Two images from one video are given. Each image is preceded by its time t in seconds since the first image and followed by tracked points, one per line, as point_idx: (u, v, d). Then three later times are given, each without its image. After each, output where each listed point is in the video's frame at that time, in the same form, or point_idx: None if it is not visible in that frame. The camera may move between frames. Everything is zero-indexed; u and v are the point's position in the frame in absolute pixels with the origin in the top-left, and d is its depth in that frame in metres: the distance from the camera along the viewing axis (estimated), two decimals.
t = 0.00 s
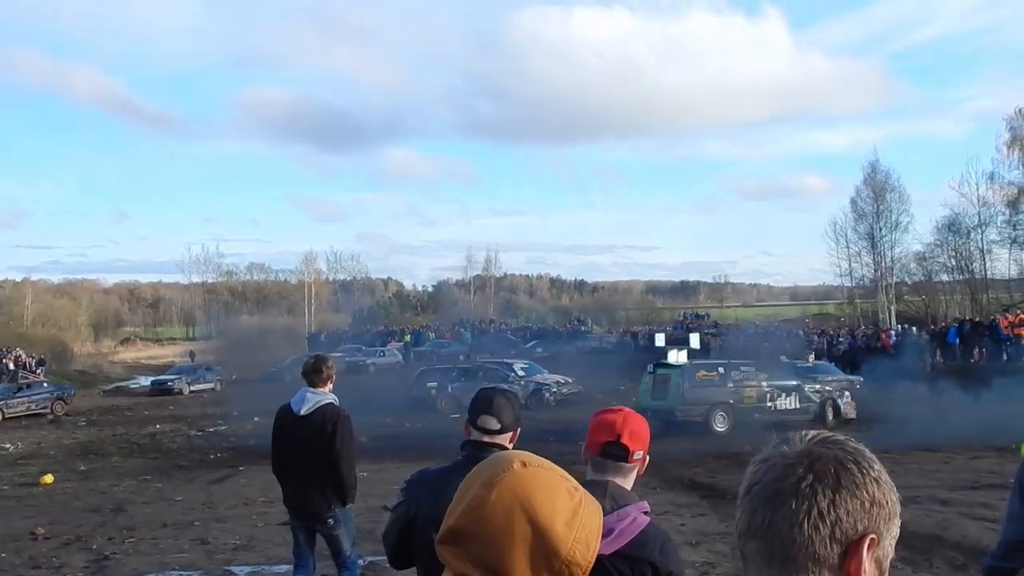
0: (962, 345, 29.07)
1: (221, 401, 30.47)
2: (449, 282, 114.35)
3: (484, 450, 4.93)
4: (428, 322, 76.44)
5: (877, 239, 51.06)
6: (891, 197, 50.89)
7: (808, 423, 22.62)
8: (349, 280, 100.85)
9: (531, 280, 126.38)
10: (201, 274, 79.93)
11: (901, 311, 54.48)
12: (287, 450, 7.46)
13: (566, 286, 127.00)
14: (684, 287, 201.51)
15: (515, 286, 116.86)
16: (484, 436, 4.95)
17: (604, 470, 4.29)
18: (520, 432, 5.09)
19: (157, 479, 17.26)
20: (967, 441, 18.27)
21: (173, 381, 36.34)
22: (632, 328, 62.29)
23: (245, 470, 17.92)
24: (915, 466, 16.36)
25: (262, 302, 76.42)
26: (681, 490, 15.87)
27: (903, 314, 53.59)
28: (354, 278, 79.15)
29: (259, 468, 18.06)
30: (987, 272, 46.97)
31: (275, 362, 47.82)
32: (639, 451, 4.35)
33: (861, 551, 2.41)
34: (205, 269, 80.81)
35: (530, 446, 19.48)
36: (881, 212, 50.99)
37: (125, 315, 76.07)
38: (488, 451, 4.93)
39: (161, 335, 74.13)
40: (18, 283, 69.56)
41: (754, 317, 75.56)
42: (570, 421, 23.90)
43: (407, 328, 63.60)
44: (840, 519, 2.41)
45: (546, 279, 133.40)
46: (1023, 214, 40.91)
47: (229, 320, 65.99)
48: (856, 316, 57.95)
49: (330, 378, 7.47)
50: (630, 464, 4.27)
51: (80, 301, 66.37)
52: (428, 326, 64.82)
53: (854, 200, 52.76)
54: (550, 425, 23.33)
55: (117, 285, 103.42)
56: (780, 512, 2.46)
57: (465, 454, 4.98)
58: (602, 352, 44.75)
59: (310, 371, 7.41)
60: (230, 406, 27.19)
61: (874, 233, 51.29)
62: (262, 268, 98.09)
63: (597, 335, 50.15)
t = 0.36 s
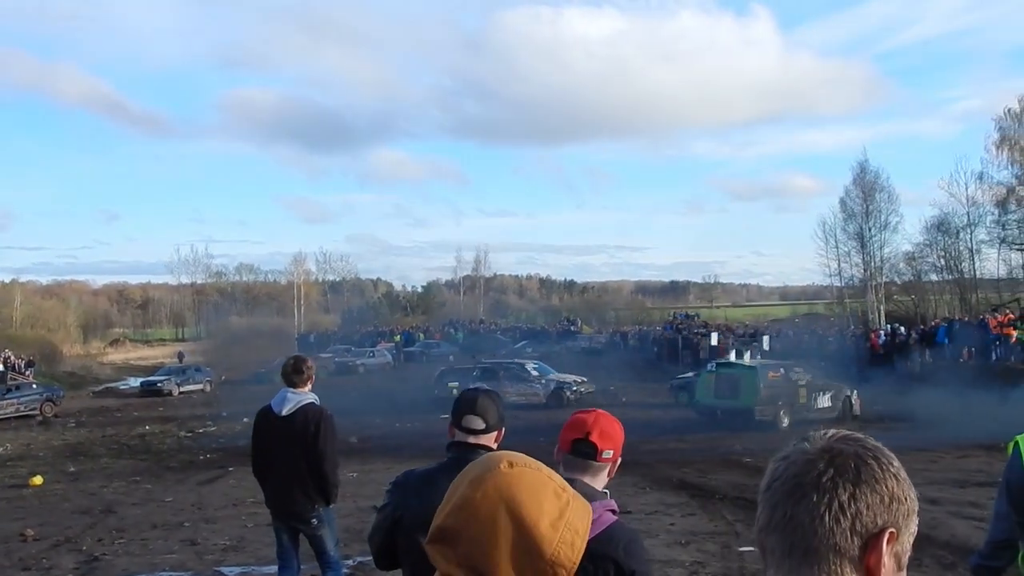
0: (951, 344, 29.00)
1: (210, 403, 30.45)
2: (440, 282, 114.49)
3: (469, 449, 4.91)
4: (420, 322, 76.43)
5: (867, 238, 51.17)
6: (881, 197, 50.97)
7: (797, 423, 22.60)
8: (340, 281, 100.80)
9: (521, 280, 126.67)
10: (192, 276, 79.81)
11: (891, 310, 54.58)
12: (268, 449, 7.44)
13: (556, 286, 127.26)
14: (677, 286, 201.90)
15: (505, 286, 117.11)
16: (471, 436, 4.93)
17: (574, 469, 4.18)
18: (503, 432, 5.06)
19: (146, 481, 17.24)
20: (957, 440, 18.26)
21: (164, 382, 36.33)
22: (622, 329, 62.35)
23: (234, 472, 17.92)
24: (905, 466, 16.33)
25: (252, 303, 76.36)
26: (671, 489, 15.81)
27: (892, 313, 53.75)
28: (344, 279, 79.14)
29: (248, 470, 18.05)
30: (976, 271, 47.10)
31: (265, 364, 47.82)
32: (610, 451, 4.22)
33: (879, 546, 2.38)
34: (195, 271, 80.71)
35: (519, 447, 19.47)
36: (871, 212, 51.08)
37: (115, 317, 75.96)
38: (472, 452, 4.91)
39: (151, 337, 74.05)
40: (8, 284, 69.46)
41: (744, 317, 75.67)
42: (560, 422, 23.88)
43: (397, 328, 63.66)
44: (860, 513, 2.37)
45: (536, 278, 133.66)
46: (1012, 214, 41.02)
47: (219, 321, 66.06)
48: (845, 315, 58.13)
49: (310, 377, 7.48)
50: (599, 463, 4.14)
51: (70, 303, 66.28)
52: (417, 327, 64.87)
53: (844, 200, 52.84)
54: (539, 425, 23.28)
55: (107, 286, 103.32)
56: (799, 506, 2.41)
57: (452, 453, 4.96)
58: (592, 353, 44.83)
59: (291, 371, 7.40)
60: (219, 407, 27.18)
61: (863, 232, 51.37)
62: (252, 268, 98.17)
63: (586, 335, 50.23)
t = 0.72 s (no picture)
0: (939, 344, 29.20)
1: (201, 402, 30.45)
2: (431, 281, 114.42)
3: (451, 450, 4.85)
4: (409, 321, 76.46)
5: (857, 237, 51.34)
6: (871, 196, 51.15)
7: (787, 421, 22.67)
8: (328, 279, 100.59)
9: (512, 279, 126.74)
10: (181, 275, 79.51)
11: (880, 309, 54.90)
12: (256, 449, 7.42)
13: (547, 285, 127.39)
14: (668, 284, 202.28)
15: (495, 286, 117.17)
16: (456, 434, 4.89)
17: (570, 470, 4.10)
18: (487, 429, 5.04)
19: (136, 481, 17.21)
20: (946, 438, 18.35)
21: (154, 381, 36.27)
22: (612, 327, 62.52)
23: (225, 471, 17.90)
24: (894, 463, 16.41)
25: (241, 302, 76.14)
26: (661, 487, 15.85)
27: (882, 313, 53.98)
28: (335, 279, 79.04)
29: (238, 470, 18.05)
30: (965, 270, 47.35)
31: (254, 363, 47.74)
32: (607, 449, 4.12)
33: (865, 539, 2.45)
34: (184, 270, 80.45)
35: (509, 445, 19.52)
36: (861, 211, 51.26)
37: (104, 315, 75.64)
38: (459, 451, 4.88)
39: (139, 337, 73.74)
40: None
41: (733, 316, 75.97)
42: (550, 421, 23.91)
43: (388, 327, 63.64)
44: (847, 505, 2.44)
45: (527, 278, 133.73)
46: (1000, 213, 41.27)
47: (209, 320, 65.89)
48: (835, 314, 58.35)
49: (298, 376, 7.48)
50: (596, 463, 4.07)
51: (58, 301, 65.95)
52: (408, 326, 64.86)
53: (834, 199, 53.00)
54: (529, 424, 23.29)
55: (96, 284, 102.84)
56: (789, 500, 2.49)
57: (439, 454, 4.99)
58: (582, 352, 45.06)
59: (278, 371, 7.39)
60: (211, 406, 27.17)
61: (853, 232, 51.56)
62: (242, 267, 97.96)
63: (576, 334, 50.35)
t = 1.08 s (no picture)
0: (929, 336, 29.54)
1: (190, 398, 30.48)
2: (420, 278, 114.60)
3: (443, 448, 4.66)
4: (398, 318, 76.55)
5: (844, 232, 51.56)
6: (857, 190, 51.48)
7: (778, 417, 22.63)
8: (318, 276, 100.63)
9: (501, 275, 127.01)
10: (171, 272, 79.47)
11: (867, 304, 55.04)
12: (240, 447, 7.34)
13: (535, 281, 127.61)
14: (657, 279, 202.67)
15: (484, 282, 117.34)
16: (444, 433, 4.71)
17: (582, 468, 3.99)
18: (472, 428, 4.85)
19: (125, 479, 17.20)
20: (936, 433, 18.32)
21: (142, 378, 36.26)
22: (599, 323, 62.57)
23: (213, 469, 17.92)
24: (882, 459, 16.36)
25: (230, 298, 76.19)
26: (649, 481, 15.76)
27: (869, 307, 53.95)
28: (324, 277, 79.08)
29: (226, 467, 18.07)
30: (952, 265, 47.41)
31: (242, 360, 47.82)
32: (618, 451, 4.05)
33: (805, 535, 2.41)
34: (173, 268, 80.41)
35: (496, 442, 19.53)
36: (847, 206, 51.47)
37: (93, 313, 75.57)
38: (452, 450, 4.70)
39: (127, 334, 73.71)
40: None
41: (719, 312, 76.21)
42: (538, 417, 23.92)
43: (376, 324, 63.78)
44: (783, 501, 2.42)
45: (515, 275, 134.02)
46: (987, 208, 41.27)
47: (197, 317, 65.99)
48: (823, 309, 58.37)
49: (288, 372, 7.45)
50: (609, 462, 4.00)
51: (46, 298, 65.90)
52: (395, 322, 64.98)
53: (821, 194, 53.34)
54: (517, 420, 23.27)
55: (85, 281, 102.62)
56: (728, 495, 2.49)
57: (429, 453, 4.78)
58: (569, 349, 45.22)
59: (269, 368, 7.31)
60: (199, 403, 27.18)
61: (840, 227, 51.76)
62: (231, 264, 98.10)
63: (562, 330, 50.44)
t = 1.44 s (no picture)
0: (929, 334, 29.25)
1: (190, 398, 30.48)
2: (419, 277, 114.57)
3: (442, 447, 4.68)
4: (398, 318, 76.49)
5: (844, 230, 51.58)
6: (857, 189, 51.57)
7: (779, 416, 22.61)
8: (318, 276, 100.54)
9: (500, 275, 126.90)
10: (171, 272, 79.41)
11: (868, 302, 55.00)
12: (242, 447, 7.31)
13: (534, 280, 127.53)
14: (655, 278, 202.75)
15: (484, 281, 117.33)
16: (441, 431, 4.70)
17: (553, 468, 3.90)
18: (470, 426, 4.87)
19: (125, 480, 17.19)
20: (936, 432, 18.31)
21: (143, 378, 36.29)
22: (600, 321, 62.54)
23: (213, 469, 17.92)
24: (883, 457, 16.35)
25: (231, 298, 76.16)
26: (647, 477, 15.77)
27: (870, 305, 53.88)
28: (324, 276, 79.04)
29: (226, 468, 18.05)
30: (953, 263, 47.38)
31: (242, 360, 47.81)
32: (586, 445, 3.98)
33: (740, 529, 2.42)
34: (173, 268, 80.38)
35: (496, 441, 19.52)
36: (848, 204, 51.54)
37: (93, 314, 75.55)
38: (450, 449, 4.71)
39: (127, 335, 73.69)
40: None
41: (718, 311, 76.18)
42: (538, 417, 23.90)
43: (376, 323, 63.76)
44: (719, 493, 2.42)
45: (514, 274, 133.98)
46: (988, 205, 41.17)
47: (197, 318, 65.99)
48: (823, 307, 58.34)
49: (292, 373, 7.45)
50: (580, 459, 3.93)
51: (46, 299, 65.93)
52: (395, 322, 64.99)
53: (821, 192, 53.41)
54: (517, 420, 23.28)
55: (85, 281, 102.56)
56: (668, 490, 2.49)
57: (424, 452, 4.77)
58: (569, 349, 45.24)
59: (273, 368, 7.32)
60: (199, 403, 27.18)
61: (840, 225, 51.80)
62: (231, 264, 98.08)
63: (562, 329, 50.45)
